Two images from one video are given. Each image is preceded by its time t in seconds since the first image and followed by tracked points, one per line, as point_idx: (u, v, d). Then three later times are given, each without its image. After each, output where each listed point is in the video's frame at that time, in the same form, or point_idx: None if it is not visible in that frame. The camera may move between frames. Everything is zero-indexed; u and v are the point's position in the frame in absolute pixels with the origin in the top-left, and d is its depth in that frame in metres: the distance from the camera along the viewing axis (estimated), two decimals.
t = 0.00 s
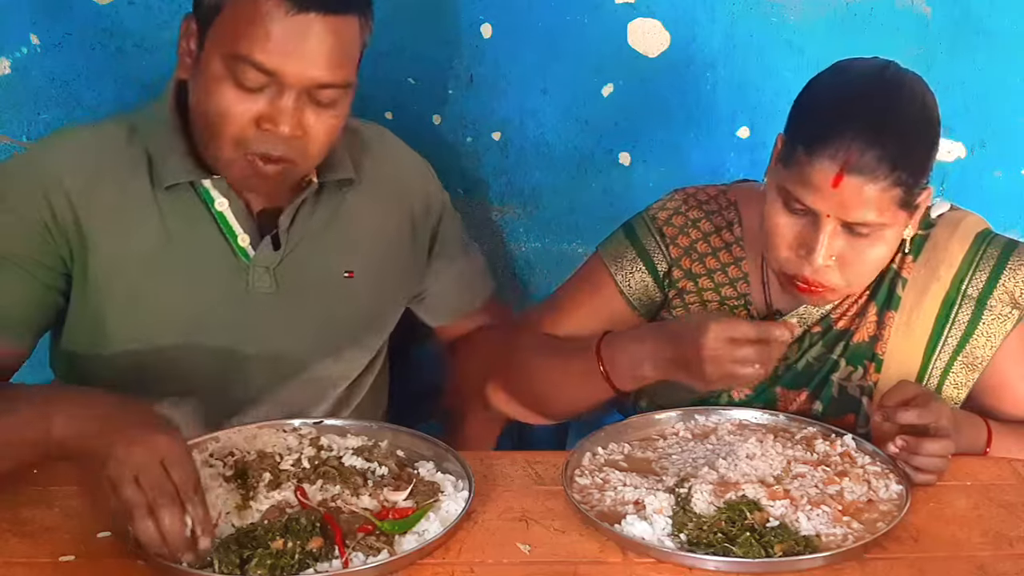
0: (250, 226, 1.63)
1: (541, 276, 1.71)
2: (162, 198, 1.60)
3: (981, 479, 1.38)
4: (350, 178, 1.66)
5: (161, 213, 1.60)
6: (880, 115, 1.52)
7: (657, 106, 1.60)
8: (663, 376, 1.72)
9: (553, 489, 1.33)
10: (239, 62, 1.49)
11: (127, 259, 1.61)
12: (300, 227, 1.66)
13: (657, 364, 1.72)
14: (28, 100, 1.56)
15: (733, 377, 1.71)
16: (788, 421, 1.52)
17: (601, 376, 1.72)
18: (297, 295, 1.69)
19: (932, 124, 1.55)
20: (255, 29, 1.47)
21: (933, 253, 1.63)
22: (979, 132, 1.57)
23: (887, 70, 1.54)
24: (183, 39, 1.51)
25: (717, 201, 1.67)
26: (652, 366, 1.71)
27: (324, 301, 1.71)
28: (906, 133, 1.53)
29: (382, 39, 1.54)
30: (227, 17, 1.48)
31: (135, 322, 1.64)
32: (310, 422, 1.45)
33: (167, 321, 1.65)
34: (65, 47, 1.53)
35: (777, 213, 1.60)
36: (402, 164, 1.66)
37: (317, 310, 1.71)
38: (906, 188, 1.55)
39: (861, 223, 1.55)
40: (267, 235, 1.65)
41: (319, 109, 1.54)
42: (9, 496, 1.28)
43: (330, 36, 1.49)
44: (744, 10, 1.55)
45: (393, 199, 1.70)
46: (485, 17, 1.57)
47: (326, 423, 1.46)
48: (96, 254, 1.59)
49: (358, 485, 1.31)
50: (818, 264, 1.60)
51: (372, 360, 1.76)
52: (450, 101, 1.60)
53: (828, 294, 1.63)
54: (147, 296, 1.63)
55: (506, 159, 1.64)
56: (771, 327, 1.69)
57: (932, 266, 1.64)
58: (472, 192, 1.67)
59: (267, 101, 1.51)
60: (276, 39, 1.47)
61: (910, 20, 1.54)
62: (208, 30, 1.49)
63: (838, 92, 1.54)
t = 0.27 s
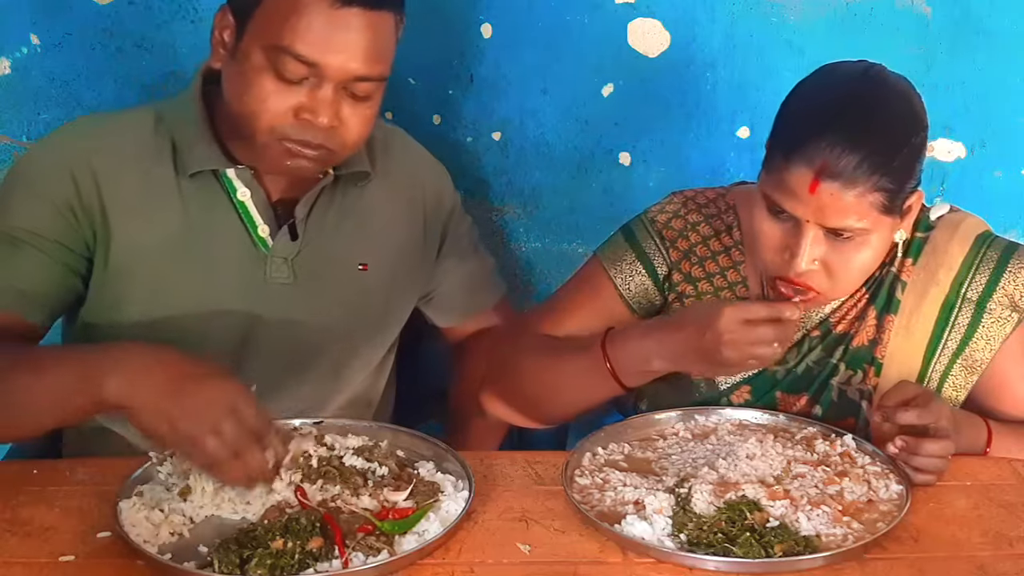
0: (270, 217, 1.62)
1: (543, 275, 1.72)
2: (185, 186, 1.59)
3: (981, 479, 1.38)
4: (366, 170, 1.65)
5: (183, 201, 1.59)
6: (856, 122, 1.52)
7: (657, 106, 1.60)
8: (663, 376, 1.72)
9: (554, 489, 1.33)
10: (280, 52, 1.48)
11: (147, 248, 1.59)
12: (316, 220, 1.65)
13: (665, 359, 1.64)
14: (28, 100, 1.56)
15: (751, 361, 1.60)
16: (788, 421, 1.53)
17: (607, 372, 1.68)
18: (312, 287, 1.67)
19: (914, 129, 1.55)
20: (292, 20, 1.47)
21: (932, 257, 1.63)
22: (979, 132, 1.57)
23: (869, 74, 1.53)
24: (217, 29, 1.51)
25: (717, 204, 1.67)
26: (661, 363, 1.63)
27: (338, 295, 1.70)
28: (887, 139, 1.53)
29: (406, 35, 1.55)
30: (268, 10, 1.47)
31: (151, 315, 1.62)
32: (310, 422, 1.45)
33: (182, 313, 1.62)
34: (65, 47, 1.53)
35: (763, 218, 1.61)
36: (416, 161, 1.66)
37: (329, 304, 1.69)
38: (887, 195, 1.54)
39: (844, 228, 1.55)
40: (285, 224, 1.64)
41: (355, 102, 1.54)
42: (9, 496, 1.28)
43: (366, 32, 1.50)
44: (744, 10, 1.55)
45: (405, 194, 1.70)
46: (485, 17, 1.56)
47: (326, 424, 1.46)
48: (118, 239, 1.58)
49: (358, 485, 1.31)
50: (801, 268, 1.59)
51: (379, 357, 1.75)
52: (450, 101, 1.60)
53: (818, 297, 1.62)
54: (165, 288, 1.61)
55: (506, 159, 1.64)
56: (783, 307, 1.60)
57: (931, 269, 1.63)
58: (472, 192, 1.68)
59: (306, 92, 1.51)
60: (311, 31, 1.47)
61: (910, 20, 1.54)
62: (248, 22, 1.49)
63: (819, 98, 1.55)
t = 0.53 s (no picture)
0: (280, 214, 1.58)
1: (543, 275, 1.73)
2: (199, 184, 1.54)
3: (981, 479, 1.38)
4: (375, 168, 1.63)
5: (196, 197, 1.54)
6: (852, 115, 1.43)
7: (657, 106, 1.60)
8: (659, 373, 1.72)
9: (553, 489, 1.33)
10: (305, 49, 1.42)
11: (156, 239, 1.55)
12: (325, 216, 1.61)
13: (670, 347, 1.55)
14: (28, 99, 1.56)
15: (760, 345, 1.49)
16: (788, 421, 1.53)
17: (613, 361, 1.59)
18: (319, 285, 1.63)
19: (907, 128, 1.47)
20: (311, 16, 1.40)
21: (933, 258, 1.59)
22: (978, 133, 1.58)
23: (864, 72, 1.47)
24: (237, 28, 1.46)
25: (718, 203, 1.64)
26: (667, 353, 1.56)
27: (344, 294, 1.67)
28: (882, 135, 1.44)
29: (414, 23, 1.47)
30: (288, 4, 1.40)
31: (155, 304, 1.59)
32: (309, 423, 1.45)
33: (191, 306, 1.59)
34: (65, 47, 1.53)
35: (758, 220, 1.50)
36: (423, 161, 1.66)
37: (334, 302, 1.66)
38: (881, 194, 1.44)
39: (838, 228, 1.44)
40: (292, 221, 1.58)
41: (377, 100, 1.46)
42: (9, 496, 1.28)
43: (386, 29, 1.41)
44: (744, 10, 1.55)
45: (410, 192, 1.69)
46: (485, 18, 1.56)
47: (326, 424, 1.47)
48: (130, 232, 1.54)
49: (358, 485, 1.31)
50: (795, 269, 1.48)
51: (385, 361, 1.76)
52: (450, 101, 1.61)
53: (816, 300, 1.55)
54: (171, 278, 1.57)
55: (506, 159, 1.64)
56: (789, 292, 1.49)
57: (931, 270, 1.59)
58: (472, 193, 1.69)
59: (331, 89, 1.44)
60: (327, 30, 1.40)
61: (910, 20, 1.54)
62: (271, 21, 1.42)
63: (814, 96, 1.47)
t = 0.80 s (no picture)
0: (281, 212, 1.63)
1: (543, 275, 1.72)
2: (201, 182, 1.59)
3: (981, 479, 1.38)
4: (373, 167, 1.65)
5: (198, 195, 1.59)
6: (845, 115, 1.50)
7: (657, 106, 1.60)
8: (659, 373, 1.73)
9: (554, 489, 1.33)
10: (318, 47, 1.47)
11: (159, 235, 1.59)
12: (325, 215, 1.65)
13: (669, 346, 1.66)
14: (28, 99, 1.56)
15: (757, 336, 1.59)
16: (788, 421, 1.53)
17: (611, 361, 1.67)
18: (320, 282, 1.67)
19: (904, 127, 1.53)
20: (322, 13, 1.46)
21: (932, 258, 1.61)
22: (978, 133, 1.58)
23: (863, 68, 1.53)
24: (240, 26, 1.51)
25: (717, 204, 1.66)
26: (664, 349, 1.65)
27: (344, 291, 1.70)
28: (877, 133, 1.51)
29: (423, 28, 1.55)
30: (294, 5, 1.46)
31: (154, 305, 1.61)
32: (309, 423, 1.45)
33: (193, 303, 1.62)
34: (65, 47, 1.53)
35: (755, 214, 1.59)
36: (424, 162, 1.67)
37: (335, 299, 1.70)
38: (876, 191, 1.52)
39: (833, 223, 1.52)
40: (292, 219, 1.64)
41: (388, 96, 1.53)
42: (9, 496, 1.28)
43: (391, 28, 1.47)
44: (744, 10, 1.55)
45: (410, 193, 1.71)
46: (485, 18, 1.56)
47: (326, 425, 1.47)
48: (133, 227, 1.57)
49: (358, 485, 1.31)
50: (790, 262, 1.56)
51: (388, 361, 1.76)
52: (450, 101, 1.61)
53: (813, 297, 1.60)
54: (172, 275, 1.60)
55: (506, 159, 1.64)
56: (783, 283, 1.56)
57: (931, 270, 1.61)
58: (472, 193, 1.68)
59: (342, 87, 1.50)
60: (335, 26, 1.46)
61: (910, 20, 1.54)
62: (279, 20, 1.47)
63: (813, 90, 1.53)
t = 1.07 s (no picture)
0: (280, 213, 1.54)
1: (544, 276, 1.75)
2: (205, 181, 1.50)
3: (981, 479, 1.38)
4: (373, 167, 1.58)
5: (204, 196, 1.51)
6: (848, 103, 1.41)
7: (657, 106, 1.61)
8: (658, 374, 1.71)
9: (554, 489, 1.33)
10: (312, 45, 1.38)
11: (169, 238, 1.51)
12: (321, 216, 1.57)
13: (669, 353, 1.49)
14: (27, 99, 1.56)
15: (757, 336, 1.44)
16: (788, 421, 1.53)
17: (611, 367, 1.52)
18: (317, 286, 1.59)
19: (906, 123, 1.44)
20: (316, 10, 1.36)
21: (933, 258, 1.59)
22: (978, 133, 1.58)
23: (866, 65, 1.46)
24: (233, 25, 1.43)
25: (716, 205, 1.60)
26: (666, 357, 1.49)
27: (342, 294, 1.62)
28: (880, 125, 1.41)
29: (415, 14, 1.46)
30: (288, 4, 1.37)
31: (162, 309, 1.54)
32: (310, 424, 1.46)
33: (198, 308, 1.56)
34: (66, 47, 1.53)
35: (752, 207, 1.47)
36: (422, 161, 1.64)
37: (331, 304, 1.62)
38: (878, 185, 1.41)
39: (832, 217, 1.41)
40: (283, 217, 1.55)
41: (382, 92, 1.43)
42: (9, 496, 1.28)
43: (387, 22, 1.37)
44: (744, 10, 1.55)
45: (409, 193, 1.65)
46: (485, 18, 1.57)
47: (326, 425, 1.47)
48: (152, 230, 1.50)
49: (358, 484, 1.31)
50: (787, 257, 1.45)
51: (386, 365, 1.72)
52: (450, 101, 1.63)
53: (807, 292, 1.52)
54: (179, 279, 1.54)
55: (506, 159, 1.66)
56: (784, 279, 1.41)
57: (931, 270, 1.58)
58: (472, 193, 1.71)
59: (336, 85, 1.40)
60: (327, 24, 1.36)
61: (909, 20, 1.54)
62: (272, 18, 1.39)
63: (814, 86, 1.45)
